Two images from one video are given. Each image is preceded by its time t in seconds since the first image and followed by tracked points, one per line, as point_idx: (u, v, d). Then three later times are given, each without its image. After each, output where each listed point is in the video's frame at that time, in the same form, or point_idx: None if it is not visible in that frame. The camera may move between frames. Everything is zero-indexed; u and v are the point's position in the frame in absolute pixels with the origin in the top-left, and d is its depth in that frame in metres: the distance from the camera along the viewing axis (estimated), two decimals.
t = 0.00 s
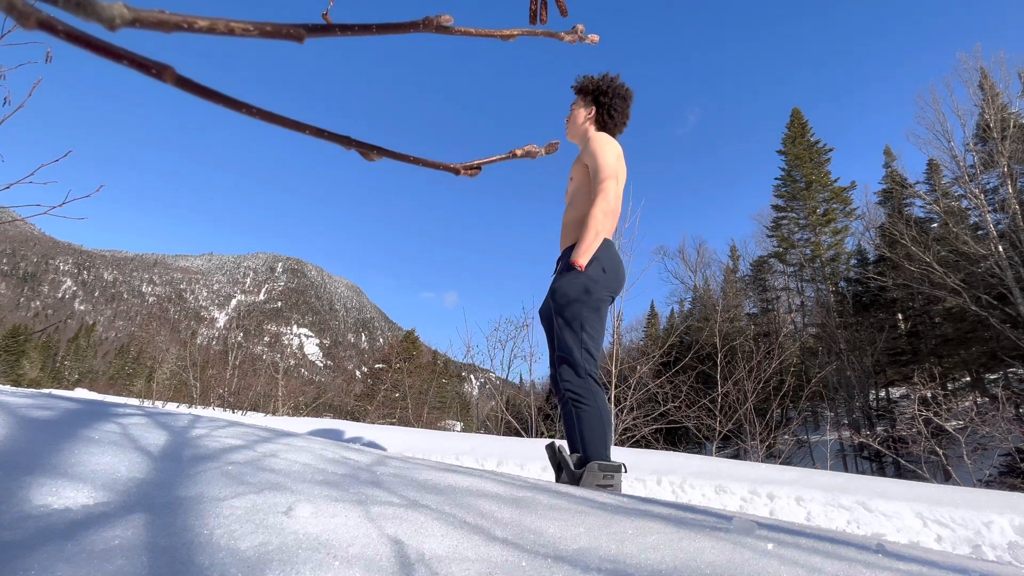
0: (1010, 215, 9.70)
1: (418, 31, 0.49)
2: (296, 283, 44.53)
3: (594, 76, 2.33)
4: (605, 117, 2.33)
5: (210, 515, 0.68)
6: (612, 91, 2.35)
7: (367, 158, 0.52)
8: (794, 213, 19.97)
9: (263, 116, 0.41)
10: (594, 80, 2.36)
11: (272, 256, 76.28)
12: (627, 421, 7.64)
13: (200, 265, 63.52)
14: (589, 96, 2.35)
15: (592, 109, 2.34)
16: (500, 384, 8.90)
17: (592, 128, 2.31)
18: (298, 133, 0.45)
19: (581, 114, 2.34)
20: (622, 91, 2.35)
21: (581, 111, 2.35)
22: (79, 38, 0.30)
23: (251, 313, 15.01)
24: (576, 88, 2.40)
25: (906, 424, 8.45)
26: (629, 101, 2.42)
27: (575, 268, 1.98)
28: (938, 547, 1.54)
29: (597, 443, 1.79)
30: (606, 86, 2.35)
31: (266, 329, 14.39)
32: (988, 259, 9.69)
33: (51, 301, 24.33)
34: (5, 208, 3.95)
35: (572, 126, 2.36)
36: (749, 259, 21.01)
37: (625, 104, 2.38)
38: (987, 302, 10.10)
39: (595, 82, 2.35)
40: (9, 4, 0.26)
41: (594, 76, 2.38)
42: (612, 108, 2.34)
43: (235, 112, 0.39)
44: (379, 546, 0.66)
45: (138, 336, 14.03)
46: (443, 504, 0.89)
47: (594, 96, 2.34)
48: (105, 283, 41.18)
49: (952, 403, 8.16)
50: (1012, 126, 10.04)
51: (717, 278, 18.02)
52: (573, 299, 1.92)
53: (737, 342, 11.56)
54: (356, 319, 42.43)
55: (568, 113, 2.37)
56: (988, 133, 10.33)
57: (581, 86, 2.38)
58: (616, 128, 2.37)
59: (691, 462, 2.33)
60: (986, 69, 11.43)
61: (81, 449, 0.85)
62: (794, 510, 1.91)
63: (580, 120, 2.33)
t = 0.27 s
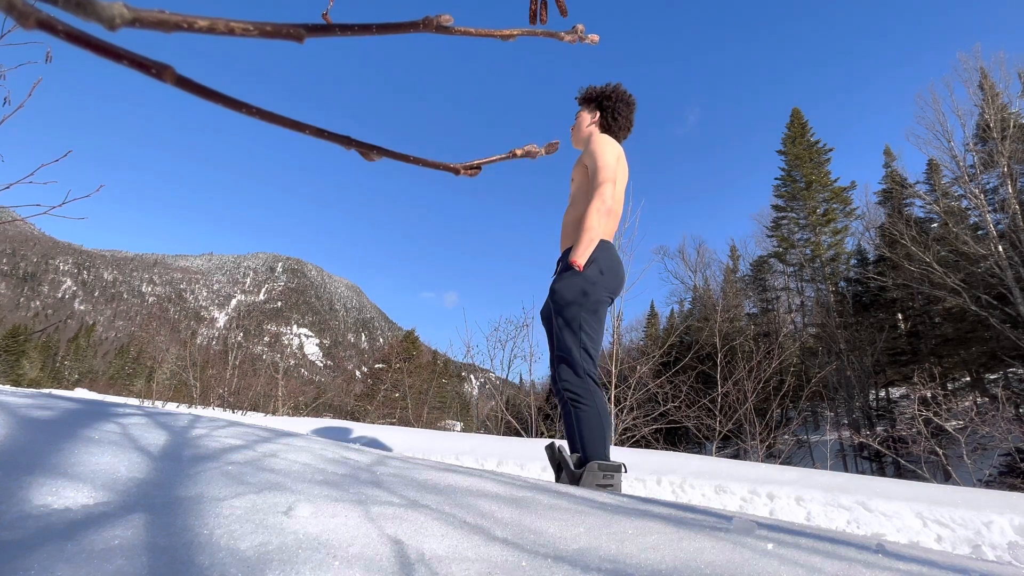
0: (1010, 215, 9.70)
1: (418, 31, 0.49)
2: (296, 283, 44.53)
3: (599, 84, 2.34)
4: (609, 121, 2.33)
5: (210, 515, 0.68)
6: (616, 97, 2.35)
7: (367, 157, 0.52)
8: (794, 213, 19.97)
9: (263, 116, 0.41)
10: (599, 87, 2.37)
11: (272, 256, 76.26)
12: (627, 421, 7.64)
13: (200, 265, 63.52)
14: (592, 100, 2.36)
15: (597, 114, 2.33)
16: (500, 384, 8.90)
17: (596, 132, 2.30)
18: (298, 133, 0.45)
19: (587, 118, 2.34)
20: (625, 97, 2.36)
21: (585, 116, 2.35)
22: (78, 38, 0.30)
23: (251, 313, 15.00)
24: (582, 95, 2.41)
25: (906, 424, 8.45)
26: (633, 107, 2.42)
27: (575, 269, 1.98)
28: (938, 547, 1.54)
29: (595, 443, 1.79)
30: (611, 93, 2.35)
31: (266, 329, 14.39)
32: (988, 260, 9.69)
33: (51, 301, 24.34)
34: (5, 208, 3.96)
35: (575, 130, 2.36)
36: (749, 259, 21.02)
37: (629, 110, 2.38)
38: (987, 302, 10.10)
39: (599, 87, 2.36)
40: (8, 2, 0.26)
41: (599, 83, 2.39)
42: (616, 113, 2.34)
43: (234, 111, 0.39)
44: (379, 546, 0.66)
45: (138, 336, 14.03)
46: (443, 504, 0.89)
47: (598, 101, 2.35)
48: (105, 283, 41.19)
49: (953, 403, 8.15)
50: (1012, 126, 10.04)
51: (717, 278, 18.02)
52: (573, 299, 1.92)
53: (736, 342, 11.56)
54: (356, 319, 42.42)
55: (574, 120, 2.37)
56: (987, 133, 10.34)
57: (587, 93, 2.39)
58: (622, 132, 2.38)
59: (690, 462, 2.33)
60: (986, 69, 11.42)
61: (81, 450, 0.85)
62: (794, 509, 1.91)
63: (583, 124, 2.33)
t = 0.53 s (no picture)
0: (1010, 215, 9.70)
1: (418, 32, 0.50)
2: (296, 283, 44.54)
3: (603, 88, 2.33)
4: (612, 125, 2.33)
5: (210, 515, 0.68)
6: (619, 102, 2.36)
7: (367, 157, 0.52)
8: (794, 213, 19.96)
9: (263, 115, 0.41)
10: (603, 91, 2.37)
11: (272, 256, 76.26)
12: (627, 421, 7.64)
13: (200, 265, 63.51)
14: (597, 104, 2.36)
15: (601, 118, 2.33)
16: (500, 384, 8.89)
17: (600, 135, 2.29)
18: (298, 132, 0.45)
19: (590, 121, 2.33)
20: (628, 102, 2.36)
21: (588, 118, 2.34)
22: (78, 37, 0.30)
23: (251, 313, 15.00)
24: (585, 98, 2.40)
25: (906, 424, 8.44)
26: (636, 112, 2.43)
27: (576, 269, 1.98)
28: (938, 548, 1.54)
29: (595, 443, 1.79)
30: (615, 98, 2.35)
31: (266, 329, 14.39)
32: (988, 260, 9.69)
33: (51, 301, 24.35)
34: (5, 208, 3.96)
35: (578, 133, 2.35)
36: (749, 259, 21.01)
37: (632, 115, 2.39)
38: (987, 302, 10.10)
39: (603, 91, 2.36)
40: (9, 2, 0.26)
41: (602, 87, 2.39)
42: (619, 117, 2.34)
43: (234, 112, 0.39)
44: (378, 546, 0.66)
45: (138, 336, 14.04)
46: (443, 504, 0.89)
47: (603, 105, 2.35)
48: (105, 284, 41.22)
49: (953, 404, 8.15)
50: (1012, 126, 10.05)
51: (717, 278, 18.02)
52: (574, 300, 1.92)
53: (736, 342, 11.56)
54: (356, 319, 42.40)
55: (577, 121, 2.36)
56: (987, 133, 10.34)
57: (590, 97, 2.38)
58: (625, 136, 2.38)
59: (690, 463, 2.33)
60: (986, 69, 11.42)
61: (81, 450, 0.85)
62: (794, 509, 1.91)
63: (587, 127, 2.32)
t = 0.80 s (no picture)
0: (1010, 215, 9.72)
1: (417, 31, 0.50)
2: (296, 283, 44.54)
3: (606, 92, 2.33)
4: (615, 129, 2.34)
5: (210, 515, 0.68)
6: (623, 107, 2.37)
7: (367, 156, 0.52)
8: (793, 213, 19.96)
9: (262, 115, 0.41)
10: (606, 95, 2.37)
11: (272, 256, 76.26)
12: (627, 421, 7.64)
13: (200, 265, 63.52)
14: (600, 107, 2.36)
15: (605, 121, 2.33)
16: (500, 384, 8.90)
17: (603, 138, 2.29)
18: (297, 132, 0.45)
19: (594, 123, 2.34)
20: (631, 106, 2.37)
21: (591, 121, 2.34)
22: (76, 36, 0.30)
23: (251, 313, 15.00)
24: (588, 100, 2.40)
25: (906, 424, 8.44)
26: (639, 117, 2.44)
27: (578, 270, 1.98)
28: (938, 548, 1.54)
29: (595, 444, 1.79)
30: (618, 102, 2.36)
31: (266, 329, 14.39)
32: (988, 260, 9.69)
33: (51, 301, 24.36)
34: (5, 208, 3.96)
35: (580, 135, 2.35)
36: (749, 259, 21.02)
37: (635, 119, 2.40)
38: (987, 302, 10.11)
39: (607, 95, 2.35)
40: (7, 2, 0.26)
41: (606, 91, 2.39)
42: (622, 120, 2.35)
43: (233, 112, 0.39)
44: (378, 545, 0.66)
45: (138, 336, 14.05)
46: (443, 504, 0.89)
47: (607, 108, 2.35)
48: (105, 283, 41.25)
49: (953, 404, 8.15)
50: (1011, 126, 10.05)
51: (717, 278, 18.03)
52: (574, 301, 1.92)
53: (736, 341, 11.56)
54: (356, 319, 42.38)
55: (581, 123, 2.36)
56: (987, 133, 10.35)
57: (594, 99, 2.38)
58: (626, 141, 2.39)
59: (690, 462, 2.33)
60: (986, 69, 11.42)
61: (81, 450, 0.85)
62: (794, 509, 1.91)
63: (589, 130, 2.32)
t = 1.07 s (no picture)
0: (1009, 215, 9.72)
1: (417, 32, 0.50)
2: (297, 283, 44.49)
3: (606, 95, 2.34)
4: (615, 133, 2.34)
5: (209, 515, 0.68)
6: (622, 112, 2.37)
7: (367, 156, 0.52)
8: (794, 213, 19.95)
9: (262, 116, 0.41)
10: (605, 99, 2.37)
11: (272, 256, 76.27)
12: (626, 421, 7.64)
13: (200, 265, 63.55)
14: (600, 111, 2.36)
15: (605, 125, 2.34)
16: (500, 384, 8.90)
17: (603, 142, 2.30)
18: (298, 132, 0.45)
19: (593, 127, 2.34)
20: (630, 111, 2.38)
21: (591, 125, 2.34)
22: (76, 36, 0.30)
23: (252, 313, 15.00)
24: (587, 104, 2.40)
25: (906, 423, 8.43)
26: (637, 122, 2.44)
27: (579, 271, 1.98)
28: (938, 548, 1.54)
29: (595, 444, 1.79)
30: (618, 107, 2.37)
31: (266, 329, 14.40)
32: (988, 260, 9.69)
33: (52, 301, 24.38)
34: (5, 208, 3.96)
35: (580, 139, 2.35)
36: (749, 259, 21.01)
37: (633, 124, 2.41)
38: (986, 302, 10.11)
39: (607, 99, 2.36)
40: None
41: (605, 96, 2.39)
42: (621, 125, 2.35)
43: (233, 111, 0.39)
44: (378, 545, 0.66)
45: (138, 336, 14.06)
46: (443, 504, 0.89)
47: (608, 113, 2.36)
48: (105, 284, 41.27)
49: (953, 403, 8.14)
50: (1011, 126, 10.06)
51: (717, 278, 18.03)
52: (575, 301, 1.92)
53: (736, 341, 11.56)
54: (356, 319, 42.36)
55: (580, 126, 2.35)
56: (987, 133, 10.35)
57: (593, 104, 2.38)
58: (625, 146, 2.39)
59: (690, 463, 2.33)
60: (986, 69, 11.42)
61: (81, 450, 0.85)
62: (794, 510, 1.91)
63: (589, 133, 2.32)
